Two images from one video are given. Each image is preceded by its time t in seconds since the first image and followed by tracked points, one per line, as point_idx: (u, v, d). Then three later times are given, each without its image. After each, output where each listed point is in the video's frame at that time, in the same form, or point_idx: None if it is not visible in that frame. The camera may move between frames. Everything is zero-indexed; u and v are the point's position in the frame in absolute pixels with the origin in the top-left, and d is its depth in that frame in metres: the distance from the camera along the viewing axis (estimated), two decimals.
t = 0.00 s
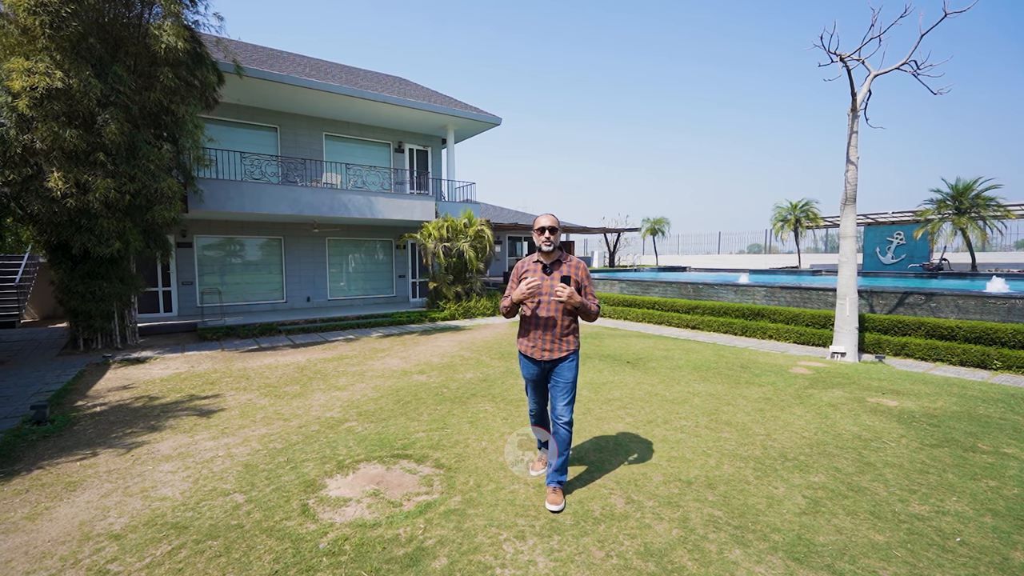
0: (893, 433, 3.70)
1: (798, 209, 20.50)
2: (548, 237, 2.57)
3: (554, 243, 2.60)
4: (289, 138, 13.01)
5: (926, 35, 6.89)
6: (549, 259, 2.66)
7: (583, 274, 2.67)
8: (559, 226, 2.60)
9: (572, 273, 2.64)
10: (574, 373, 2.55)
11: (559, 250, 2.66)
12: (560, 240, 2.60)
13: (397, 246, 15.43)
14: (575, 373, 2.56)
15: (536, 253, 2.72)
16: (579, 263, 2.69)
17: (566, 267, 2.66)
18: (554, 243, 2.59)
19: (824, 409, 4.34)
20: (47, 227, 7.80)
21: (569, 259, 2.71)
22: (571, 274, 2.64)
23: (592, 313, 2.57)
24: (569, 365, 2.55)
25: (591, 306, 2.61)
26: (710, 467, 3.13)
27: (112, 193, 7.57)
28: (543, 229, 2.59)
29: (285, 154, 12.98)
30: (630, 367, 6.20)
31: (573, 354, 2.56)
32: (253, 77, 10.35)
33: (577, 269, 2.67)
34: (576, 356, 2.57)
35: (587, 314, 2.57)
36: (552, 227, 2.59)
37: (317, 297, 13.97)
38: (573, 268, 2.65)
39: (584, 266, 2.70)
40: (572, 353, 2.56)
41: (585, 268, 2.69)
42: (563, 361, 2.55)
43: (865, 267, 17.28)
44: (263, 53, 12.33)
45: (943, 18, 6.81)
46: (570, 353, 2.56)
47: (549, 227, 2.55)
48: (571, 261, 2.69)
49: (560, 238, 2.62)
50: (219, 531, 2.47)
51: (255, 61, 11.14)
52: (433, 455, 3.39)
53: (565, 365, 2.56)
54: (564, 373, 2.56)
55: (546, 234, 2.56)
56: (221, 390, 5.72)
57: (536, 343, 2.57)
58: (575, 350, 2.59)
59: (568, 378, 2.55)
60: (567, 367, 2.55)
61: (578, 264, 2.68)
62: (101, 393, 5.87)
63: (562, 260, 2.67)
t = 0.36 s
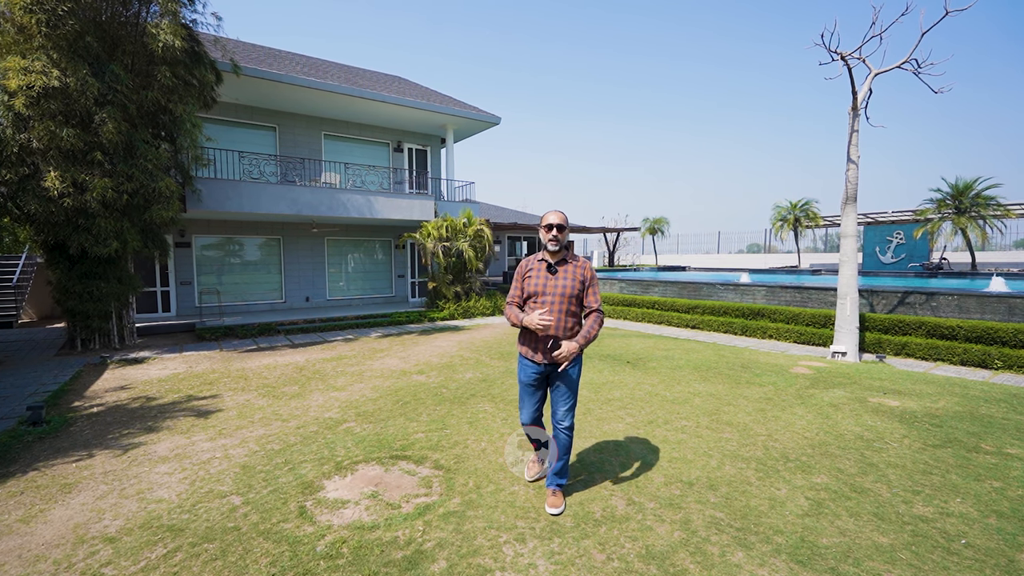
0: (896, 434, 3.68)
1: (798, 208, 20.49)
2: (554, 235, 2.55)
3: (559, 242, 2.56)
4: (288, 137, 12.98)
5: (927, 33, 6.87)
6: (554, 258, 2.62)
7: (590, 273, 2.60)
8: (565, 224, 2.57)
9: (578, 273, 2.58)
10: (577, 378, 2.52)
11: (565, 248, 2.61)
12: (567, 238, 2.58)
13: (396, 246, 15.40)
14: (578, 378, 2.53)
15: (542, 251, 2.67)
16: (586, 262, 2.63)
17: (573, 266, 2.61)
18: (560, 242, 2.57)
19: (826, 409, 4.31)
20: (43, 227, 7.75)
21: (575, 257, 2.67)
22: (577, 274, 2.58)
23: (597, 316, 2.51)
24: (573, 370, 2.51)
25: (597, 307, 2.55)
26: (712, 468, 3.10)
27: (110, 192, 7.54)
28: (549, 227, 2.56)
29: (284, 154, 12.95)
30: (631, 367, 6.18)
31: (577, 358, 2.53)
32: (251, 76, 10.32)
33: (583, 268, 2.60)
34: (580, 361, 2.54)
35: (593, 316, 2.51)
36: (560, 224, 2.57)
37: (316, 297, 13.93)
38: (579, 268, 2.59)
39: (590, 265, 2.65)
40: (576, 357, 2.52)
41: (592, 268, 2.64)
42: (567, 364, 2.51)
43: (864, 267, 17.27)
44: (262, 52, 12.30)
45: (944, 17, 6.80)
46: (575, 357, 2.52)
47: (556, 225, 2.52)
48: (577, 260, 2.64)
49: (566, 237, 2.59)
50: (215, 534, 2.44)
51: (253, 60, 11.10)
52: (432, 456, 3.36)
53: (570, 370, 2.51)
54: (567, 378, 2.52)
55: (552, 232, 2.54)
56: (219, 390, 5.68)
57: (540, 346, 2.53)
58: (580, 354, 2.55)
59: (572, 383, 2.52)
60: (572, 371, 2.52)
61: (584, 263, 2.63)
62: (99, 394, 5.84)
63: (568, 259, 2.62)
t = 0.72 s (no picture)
0: (899, 434, 3.64)
1: (798, 208, 20.45)
2: (552, 235, 2.49)
3: (556, 241, 2.51)
4: (287, 136, 12.94)
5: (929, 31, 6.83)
6: (552, 256, 2.57)
7: (587, 272, 2.55)
8: (563, 223, 2.51)
9: (575, 272, 2.53)
10: (574, 380, 2.49)
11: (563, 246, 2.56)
12: (564, 237, 2.53)
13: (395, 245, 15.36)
14: (575, 380, 2.49)
15: (539, 249, 2.63)
16: (584, 259, 2.58)
17: (570, 265, 2.56)
18: (557, 241, 2.51)
19: (827, 409, 4.27)
20: (40, 226, 7.71)
21: (574, 256, 2.62)
22: (574, 273, 2.53)
23: (592, 316, 2.45)
24: (570, 372, 2.47)
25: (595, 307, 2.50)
26: (712, 469, 3.06)
27: (107, 191, 7.51)
28: (546, 226, 2.51)
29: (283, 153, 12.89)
30: (630, 366, 6.14)
31: (574, 359, 2.49)
32: (249, 74, 10.27)
33: (580, 266, 2.55)
34: (577, 363, 2.50)
35: (589, 316, 2.46)
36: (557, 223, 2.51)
37: (315, 296, 13.89)
38: (576, 267, 2.54)
39: (588, 263, 2.59)
40: (572, 359, 2.48)
41: (590, 266, 2.58)
42: (565, 367, 2.47)
43: (865, 266, 17.23)
44: (260, 51, 12.25)
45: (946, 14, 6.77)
46: (572, 359, 2.48)
47: (554, 224, 2.47)
48: (575, 258, 2.59)
49: (564, 236, 2.54)
50: (207, 538, 2.40)
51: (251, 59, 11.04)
52: (429, 458, 3.32)
53: (567, 372, 2.47)
54: (564, 380, 2.47)
55: (549, 231, 2.48)
56: (216, 391, 5.64)
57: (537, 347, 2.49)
58: (577, 354, 2.51)
59: (569, 386, 2.48)
60: (569, 374, 2.47)
61: (582, 261, 2.58)
62: (94, 395, 5.79)
63: (565, 258, 2.57)
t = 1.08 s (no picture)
0: (901, 436, 3.58)
1: (798, 206, 20.38)
2: (548, 232, 2.44)
3: (553, 238, 2.45)
4: (285, 135, 12.87)
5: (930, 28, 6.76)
6: (548, 253, 2.51)
7: (584, 270, 2.50)
8: (560, 219, 2.46)
9: (571, 270, 2.48)
10: (571, 382, 2.43)
11: (560, 244, 2.50)
12: (560, 235, 2.47)
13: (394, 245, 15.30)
14: (572, 382, 2.43)
15: (534, 246, 2.57)
16: (580, 256, 2.53)
17: (566, 262, 2.50)
18: (553, 239, 2.46)
19: (829, 410, 4.21)
20: (34, 225, 7.64)
21: (570, 252, 2.57)
22: (571, 270, 2.48)
23: (590, 315, 2.40)
24: (568, 373, 2.42)
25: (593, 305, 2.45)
26: (712, 471, 3.00)
27: (102, 190, 7.46)
28: (542, 223, 2.45)
29: (280, 152, 12.82)
30: (630, 366, 6.08)
31: (572, 360, 2.44)
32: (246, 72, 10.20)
33: (577, 264, 2.50)
34: (575, 363, 2.45)
35: (586, 315, 2.41)
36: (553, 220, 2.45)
37: (313, 296, 13.82)
38: (573, 264, 2.49)
39: (585, 261, 2.54)
40: (569, 359, 2.43)
41: (587, 263, 2.53)
42: (562, 368, 2.41)
43: (865, 265, 17.17)
44: (257, 49, 12.17)
45: (948, 10, 6.71)
46: (569, 359, 2.43)
47: (550, 221, 2.41)
48: (571, 255, 2.53)
49: (561, 233, 2.48)
50: (194, 543, 2.34)
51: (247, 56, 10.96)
52: (424, 460, 3.26)
53: (564, 374, 2.41)
54: (562, 382, 2.42)
55: (544, 228, 2.43)
56: (211, 391, 5.58)
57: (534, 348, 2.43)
58: (575, 355, 2.46)
59: (566, 388, 2.42)
60: (567, 376, 2.42)
61: (579, 258, 2.53)
62: (88, 395, 5.73)
63: (562, 255, 2.52)
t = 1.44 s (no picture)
0: (904, 438, 3.52)
1: (798, 206, 20.31)
2: (542, 232, 2.38)
3: (548, 238, 2.40)
4: (282, 134, 12.80)
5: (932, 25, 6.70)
6: (544, 254, 2.45)
7: (581, 272, 2.44)
8: (555, 219, 2.40)
9: (567, 272, 2.42)
10: (566, 386, 2.38)
11: (555, 244, 2.44)
12: (556, 236, 2.41)
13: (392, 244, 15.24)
14: (567, 387, 2.38)
15: (529, 247, 2.51)
16: (577, 258, 2.47)
17: (562, 264, 2.44)
18: (548, 240, 2.40)
19: (830, 411, 4.15)
20: (28, 225, 7.57)
21: (567, 253, 2.50)
22: (567, 272, 2.42)
23: (585, 319, 2.35)
24: (562, 378, 2.36)
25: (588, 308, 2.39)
26: (712, 475, 2.95)
27: (97, 189, 7.40)
28: (537, 223, 2.39)
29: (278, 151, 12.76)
30: (628, 367, 6.02)
31: (566, 364, 2.38)
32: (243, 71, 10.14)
33: (573, 266, 2.44)
34: (569, 368, 2.40)
35: (581, 319, 2.35)
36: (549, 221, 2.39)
37: (311, 296, 13.76)
38: (568, 266, 2.43)
39: (582, 262, 2.48)
40: (563, 363, 2.37)
41: (584, 265, 2.47)
42: (556, 372, 2.35)
43: (865, 264, 17.10)
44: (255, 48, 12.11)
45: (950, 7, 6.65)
46: (563, 363, 2.38)
47: (545, 222, 2.35)
48: (567, 256, 2.47)
49: (556, 233, 2.42)
50: (181, 549, 2.28)
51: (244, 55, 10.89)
52: (418, 463, 3.20)
53: (559, 378, 2.36)
54: (556, 387, 2.36)
55: (538, 228, 2.37)
56: (205, 392, 5.52)
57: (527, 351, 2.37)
58: (569, 359, 2.40)
59: (560, 393, 2.37)
60: (561, 380, 2.36)
61: (575, 260, 2.47)
62: (81, 396, 5.67)
63: (558, 256, 2.46)
